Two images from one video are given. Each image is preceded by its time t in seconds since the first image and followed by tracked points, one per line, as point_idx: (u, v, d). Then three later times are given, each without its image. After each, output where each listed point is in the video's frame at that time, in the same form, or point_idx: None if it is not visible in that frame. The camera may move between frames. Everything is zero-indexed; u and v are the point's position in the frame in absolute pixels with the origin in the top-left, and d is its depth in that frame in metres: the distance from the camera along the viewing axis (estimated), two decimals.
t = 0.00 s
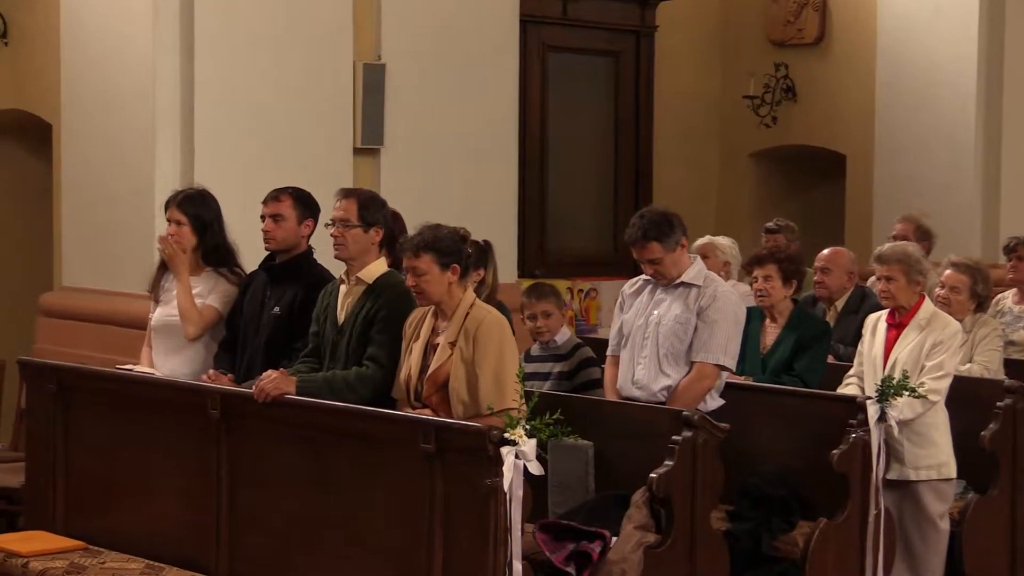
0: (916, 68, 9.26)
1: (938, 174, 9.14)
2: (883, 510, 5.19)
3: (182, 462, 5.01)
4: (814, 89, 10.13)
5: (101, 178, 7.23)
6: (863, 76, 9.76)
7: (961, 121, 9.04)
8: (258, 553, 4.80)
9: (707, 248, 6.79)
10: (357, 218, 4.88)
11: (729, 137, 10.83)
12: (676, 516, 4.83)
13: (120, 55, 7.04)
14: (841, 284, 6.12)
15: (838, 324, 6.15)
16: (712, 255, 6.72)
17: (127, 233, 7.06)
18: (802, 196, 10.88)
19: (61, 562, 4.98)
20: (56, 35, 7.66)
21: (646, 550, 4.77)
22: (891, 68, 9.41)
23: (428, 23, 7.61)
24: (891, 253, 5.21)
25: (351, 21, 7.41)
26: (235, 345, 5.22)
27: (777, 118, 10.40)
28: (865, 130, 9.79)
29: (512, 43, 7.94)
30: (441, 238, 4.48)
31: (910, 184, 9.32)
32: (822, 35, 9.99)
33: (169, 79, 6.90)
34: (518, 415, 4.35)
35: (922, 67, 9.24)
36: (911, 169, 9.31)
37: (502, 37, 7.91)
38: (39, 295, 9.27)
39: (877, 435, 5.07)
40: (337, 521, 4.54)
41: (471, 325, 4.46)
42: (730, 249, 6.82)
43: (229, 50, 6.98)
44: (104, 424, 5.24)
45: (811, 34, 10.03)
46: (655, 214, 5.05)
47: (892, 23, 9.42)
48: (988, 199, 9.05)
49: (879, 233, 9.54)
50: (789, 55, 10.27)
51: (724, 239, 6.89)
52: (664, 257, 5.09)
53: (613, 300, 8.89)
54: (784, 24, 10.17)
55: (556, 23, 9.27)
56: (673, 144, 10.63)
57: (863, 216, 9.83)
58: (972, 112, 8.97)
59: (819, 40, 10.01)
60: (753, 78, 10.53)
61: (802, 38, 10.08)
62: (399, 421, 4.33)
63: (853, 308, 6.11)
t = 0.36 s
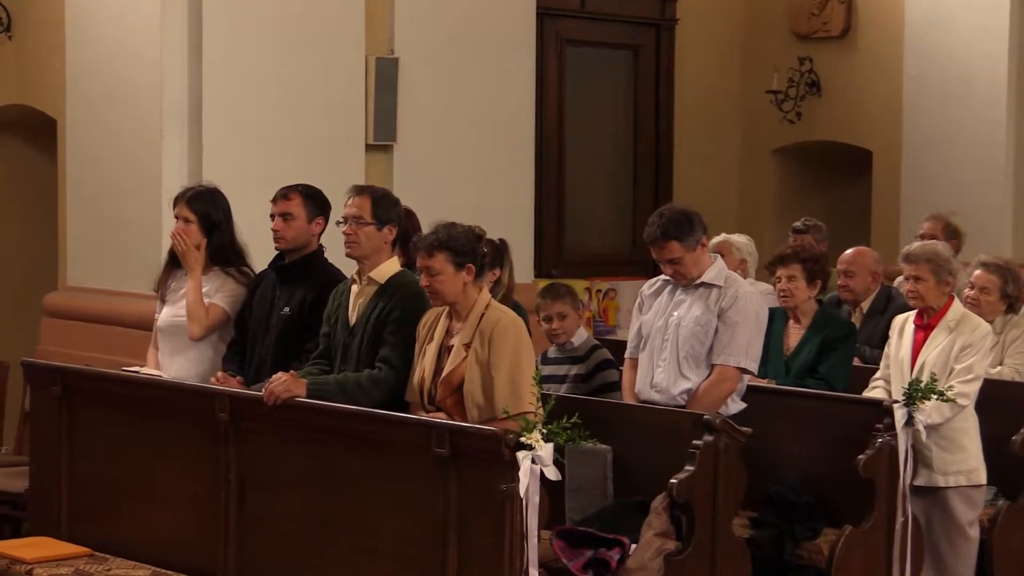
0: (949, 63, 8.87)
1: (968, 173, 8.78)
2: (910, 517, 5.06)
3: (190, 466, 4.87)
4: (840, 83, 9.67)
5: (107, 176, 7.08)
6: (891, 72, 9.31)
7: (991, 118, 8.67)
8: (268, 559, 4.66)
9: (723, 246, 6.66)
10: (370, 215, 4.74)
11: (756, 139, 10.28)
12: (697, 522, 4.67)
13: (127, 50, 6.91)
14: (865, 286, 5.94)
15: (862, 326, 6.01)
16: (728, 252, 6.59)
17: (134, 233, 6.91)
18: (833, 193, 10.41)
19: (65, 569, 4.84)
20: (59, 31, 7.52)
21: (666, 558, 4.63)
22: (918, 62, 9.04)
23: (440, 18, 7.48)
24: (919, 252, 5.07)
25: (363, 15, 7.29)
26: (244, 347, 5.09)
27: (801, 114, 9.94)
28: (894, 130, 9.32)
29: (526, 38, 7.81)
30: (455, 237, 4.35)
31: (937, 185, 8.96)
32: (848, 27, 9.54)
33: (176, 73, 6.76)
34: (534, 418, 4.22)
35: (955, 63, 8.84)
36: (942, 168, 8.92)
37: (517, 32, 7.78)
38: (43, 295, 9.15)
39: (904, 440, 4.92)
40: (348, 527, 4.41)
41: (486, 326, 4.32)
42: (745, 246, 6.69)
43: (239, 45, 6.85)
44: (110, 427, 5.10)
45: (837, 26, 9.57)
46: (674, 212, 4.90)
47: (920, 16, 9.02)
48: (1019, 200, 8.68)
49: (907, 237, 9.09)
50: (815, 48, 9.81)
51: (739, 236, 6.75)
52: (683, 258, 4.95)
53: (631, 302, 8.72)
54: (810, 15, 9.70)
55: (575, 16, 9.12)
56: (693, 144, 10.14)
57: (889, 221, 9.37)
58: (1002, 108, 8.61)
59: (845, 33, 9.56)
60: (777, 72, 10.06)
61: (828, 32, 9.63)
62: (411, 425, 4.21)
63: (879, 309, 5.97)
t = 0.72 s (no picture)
0: (985, 57, 8.60)
1: (1004, 168, 8.51)
2: (943, 525, 4.91)
3: (201, 471, 4.74)
4: (873, 76, 9.34)
5: (120, 174, 6.95)
6: (924, 63, 9.01)
7: None
8: (282, 567, 4.53)
9: (755, 246, 6.47)
10: (396, 211, 4.61)
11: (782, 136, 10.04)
12: (722, 532, 4.54)
13: (140, 44, 6.80)
14: (895, 287, 5.83)
15: (893, 328, 5.88)
16: (760, 253, 6.40)
17: (148, 231, 6.79)
18: (864, 190, 10.10)
19: None
20: (70, 25, 7.41)
21: (690, 567, 4.49)
22: (950, 56, 8.82)
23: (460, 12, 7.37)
24: (954, 252, 4.93)
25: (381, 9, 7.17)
26: (257, 349, 4.96)
27: (830, 108, 9.65)
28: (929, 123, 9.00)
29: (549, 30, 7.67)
30: (473, 236, 4.21)
31: (972, 181, 8.69)
32: (878, 20, 9.25)
33: (186, 65, 6.65)
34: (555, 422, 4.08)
35: (992, 55, 8.56)
36: (974, 160, 8.68)
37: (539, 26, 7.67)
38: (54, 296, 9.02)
39: (936, 446, 4.77)
40: (364, 534, 4.28)
41: (506, 328, 4.19)
42: (779, 246, 6.51)
43: (254, 37, 6.74)
44: (120, 431, 4.97)
45: (867, 20, 9.29)
46: (696, 211, 4.77)
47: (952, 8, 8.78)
48: None
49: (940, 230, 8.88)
50: (844, 42, 9.52)
51: (772, 235, 6.57)
52: (707, 257, 4.81)
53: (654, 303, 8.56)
54: (838, 8, 9.44)
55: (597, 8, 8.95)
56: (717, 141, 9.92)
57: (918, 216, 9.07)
58: None
59: (876, 25, 9.27)
60: (806, 65, 9.78)
61: (857, 24, 9.34)
62: (428, 429, 4.08)
63: (911, 310, 5.83)
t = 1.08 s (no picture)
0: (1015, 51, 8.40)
1: None
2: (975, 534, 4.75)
3: (211, 476, 4.61)
4: (903, 71, 9.10)
5: (129, 171, 6.82)
6: (961, 62, 8.74)
7: None
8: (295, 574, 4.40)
9: (795, 246, 6.15)
10: (413, 209, 4.48)
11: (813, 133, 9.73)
12: (748, 543, 4.40)
13: (150, 38, 6.66)
14: (925, 290, 5.71)
15: (924, 330, 5.72)
16: (801, 255, 6.08)
17: (158, 230, 6.66)
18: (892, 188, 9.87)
19: None
20: (77, 21, 7.29)
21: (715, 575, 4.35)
22: (983, 50, 8.57)
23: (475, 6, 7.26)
24: (993, 250, 4.84)
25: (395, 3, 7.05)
26: (268, 350, 4.84)
27: (858, 104, 9.40)
28: (958, 117, 8.78)
29: (565, 28, 7.60)
30: (490, 236, 4.08)
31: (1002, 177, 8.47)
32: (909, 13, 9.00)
33: (197, 60, 6.52)
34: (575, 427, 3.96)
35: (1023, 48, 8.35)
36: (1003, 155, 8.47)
37: (556, 21, 7.56)
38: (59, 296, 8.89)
39: (969, 451, 4.63)
40: (379, 541, 4.15)
41: (524, 329, 4.05)
42: (821, 249, 6.20)
43: (266, 33, 6.62)
44: (129, 434, 4.84)
45: (897, 12, 9.02)
46: (720, 210, 4.62)
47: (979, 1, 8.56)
48: None
49: (971, 232, 8.61)
50: (874, 35, 9.26)
51: (813, 235, 6.23)
52: (731, 256, 4.68)
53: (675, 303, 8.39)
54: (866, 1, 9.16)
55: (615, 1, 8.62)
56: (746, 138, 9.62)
57: (951, 217, 8.81)
58: None
59: (906, 18, 9.02)
60: (833, 59, 9.50)
61: (887, 17, 9.08)
62: (445, 433, 3.95)
63: (942, 313, 5.68)
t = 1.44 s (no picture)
0: None
1: None
2: (1002, 541, 4.61)
3: (216, 481, 4.49)
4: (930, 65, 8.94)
5: (134, 169, 6.69)
6: (985, 56, 8.59)
7: None
8: None
9: (827, 251, 5.86)
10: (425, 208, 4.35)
11: (836, 131, 9.52)
12: (767, 549, 4.27)
13: (154, 33, 6.53)
14: (951, 289, 5.59)
15: (951, 330, 5.58)
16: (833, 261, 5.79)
17: (165, 228, 6.52)
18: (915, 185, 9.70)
19: None
20: (80, 17, 7.16)
21: None
22: (1008, 42, 8.33)
23: None
24: None
25: None
26: (276, 352, 4.71)
27: (883, 99, 9.20)
28: (984, 112, 8.61)
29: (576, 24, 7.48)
30: (504, 234, 3.96)
31: None
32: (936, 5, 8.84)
33: (202, 54, 6.39)
34: (590, 431, 3.83)
35: None
36: None
37: (568, 15, 7.44)
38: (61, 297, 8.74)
39: (995, 456, 4.48)
40: (387, 549, 4.02)
41: (538, 331, 3.92)
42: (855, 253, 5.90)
43: (274, 26, 6.51)
44: (132, 438, 4.72)
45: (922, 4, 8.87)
46: (740, 207, 4.50)
47: None
48: None
49: (998, 227, 8.39)
50: (899, 27, 9.09)
51: (845, 239, 5.93)
52: (751, 256, 4.53)
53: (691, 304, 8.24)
54: None
55: None
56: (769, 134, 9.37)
57: (978, 214, 8.63)
58: None
59: (932, 11, 8.86)
60: (857, 52, 9.32)
61: (913, 9, 8.92)
62: (457, 437, 3.82)
63: (968, 313, 5.56)
